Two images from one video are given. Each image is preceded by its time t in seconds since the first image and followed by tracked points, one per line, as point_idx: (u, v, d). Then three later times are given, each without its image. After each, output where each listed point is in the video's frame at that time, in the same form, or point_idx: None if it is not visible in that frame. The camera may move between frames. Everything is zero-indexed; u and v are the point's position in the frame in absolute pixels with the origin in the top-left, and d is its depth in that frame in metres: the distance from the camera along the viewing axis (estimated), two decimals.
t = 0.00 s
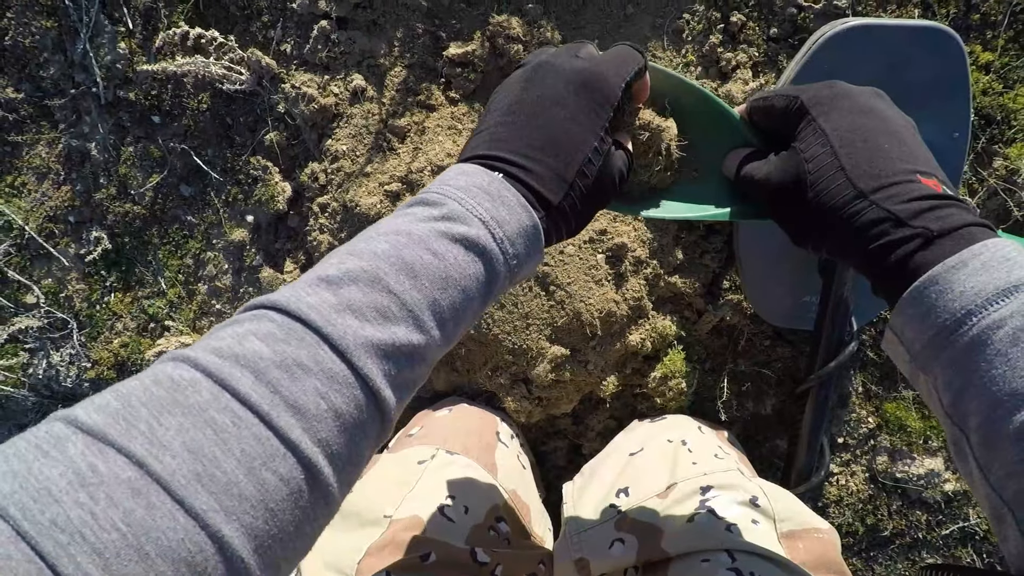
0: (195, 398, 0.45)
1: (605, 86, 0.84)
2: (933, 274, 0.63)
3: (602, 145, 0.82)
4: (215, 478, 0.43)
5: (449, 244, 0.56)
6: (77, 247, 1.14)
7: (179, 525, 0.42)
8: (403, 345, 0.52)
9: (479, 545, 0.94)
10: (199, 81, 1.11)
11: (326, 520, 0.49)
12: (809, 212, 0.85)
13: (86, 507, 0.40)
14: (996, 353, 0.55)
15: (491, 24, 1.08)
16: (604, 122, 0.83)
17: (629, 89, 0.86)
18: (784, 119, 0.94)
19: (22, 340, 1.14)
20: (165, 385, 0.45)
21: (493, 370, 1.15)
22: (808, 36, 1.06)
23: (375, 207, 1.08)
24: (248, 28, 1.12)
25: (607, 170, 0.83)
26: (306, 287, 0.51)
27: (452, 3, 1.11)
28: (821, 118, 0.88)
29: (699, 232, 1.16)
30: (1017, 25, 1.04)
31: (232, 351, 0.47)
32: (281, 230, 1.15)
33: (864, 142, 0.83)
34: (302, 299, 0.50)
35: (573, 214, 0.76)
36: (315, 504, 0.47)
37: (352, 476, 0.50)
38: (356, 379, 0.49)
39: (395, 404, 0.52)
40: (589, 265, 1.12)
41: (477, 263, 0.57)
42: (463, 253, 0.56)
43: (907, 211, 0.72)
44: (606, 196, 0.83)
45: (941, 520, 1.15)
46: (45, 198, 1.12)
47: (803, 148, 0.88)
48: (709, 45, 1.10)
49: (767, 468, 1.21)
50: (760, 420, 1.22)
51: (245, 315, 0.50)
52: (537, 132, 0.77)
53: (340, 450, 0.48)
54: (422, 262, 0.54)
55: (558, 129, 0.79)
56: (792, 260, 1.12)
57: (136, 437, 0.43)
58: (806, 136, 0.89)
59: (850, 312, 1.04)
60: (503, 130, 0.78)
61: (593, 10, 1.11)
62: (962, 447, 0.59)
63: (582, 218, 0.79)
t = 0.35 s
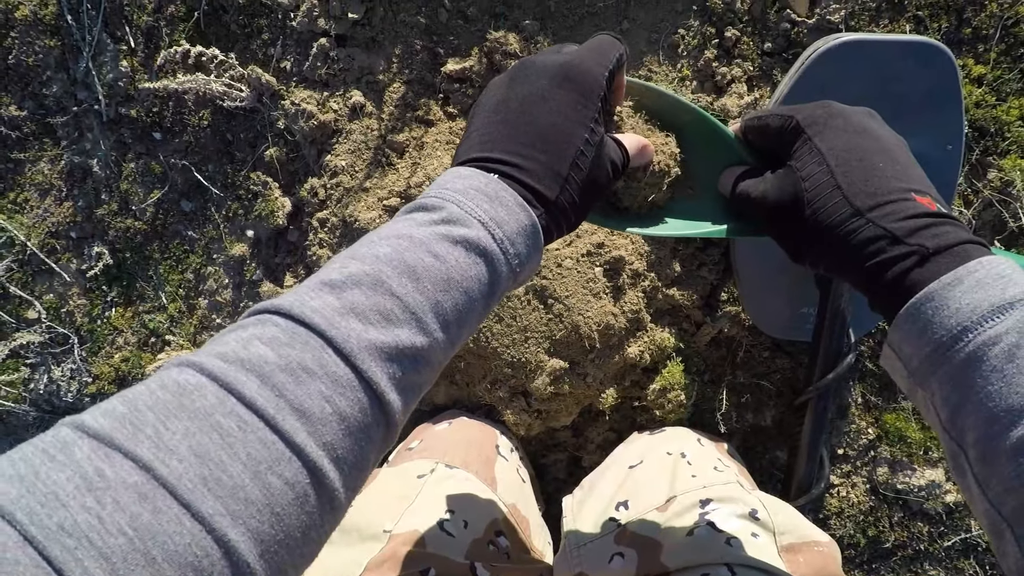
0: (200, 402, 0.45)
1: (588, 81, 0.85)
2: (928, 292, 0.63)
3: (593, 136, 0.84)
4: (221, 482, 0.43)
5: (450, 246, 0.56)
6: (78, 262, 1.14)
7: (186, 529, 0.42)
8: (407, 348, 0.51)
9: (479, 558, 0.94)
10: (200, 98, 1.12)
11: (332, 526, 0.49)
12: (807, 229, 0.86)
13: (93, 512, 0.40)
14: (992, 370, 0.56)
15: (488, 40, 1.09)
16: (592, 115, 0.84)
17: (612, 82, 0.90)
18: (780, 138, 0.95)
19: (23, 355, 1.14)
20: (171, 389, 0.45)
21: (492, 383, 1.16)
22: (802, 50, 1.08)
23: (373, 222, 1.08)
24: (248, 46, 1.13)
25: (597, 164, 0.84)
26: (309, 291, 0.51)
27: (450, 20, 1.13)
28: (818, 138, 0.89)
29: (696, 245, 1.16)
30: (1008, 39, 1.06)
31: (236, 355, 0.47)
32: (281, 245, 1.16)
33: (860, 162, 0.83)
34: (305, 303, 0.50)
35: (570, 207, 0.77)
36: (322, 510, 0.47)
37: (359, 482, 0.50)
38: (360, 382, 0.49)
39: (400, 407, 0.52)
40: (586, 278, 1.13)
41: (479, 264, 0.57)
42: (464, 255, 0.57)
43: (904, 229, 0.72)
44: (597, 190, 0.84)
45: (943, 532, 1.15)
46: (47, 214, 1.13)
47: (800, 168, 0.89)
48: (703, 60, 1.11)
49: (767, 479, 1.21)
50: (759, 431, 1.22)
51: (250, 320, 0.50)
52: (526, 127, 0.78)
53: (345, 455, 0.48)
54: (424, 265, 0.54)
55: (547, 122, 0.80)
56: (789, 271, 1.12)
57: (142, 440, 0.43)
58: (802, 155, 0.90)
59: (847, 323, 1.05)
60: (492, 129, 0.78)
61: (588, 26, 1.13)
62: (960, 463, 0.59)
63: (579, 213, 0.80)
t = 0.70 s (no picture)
0: (167, 418, 0.45)
1: (570, 55, 0.84)
2: (939, 282, 0.62)
3: (580, 111, 0.81)
4: (185, 499, 0.43)
5: (421, 234, 0.57)
6: (76, 272, 1.15)
7: (148, 548, 0.42)
8: (380, 343, 0.51)
9: (477, 563, 0.93)
10: (195, 107, 1.12)
11: (320, 542, 0.49)
12: (819, 224, 0.84)
13: (52, 536, 0.41)
14: (999, 359, 0.56)
15: (483, 45, 1.10)
16: (577, 85, 0.82)
17: (603, 62, 0.86)
18: (791, 132, 0.93)
19: (22, 366, 1.15)
20: (140, 406, 0.46)
21: (490, 388, 1.16)
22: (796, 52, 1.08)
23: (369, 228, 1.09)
24: (243, 54, 1.14)
25: (592, 132, 0.81)
26: (283, 298, 0.52)
27: (444, 25, 1.13)
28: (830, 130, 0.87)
29: (693, 247, 1.17)
30: (1004, 38, 1.05)
31: (207, 367, 0.47)
32: (278, 252, 1.16)
33: (873, 155, 0.82)
34: (277, 308, 0.50)
35: (559, 176, 0.74)
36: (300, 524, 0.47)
37: (346, 497, 0.50)
38: (332, 385, 0.49)
39: (383, 411, 0.51)
40: (583, 281, 1.13)
41: (454, 252, 0.57)
42: (435, 244, 0.57)
43: (917, 221, 0.71)
44: (599, 159, 0.80)
45: (945, 534, 1.14)
46: (45, 225, 1.14)
47: (811, 158, 0.87)
48: (698, 62, 1.11)
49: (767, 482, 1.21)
50: (759, 433, 1.22)
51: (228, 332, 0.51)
52: (507, 107, 0.78)
53: (322, 464, 0.48)
54: (392, 256, 0.55)
55: (528, 101, 0.79)
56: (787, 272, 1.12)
57: (105, 459, 0.43)
58: (813, 148, 0.88)
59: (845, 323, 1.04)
60: (482, 114, 0.79)
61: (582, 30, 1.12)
62: (966, 453, 0.59)
63: (575, 186, 0.77)
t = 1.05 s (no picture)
0: (113, 439, 0.46)
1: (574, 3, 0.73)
2: (962, 274, 0.63)
3: (585, 64, 0.71)
4: (132, 531, 0.44)
5: (393, 219, 0.53)
6: (79, 275, 1.16)
7: None
8: (346, 351, 0.49)
9: (479, 562, 0.93)
10: (197, 110, 1.13)
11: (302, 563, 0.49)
12: (848, 225, 0.84)
13: None
14: (1016, 343, 0.55)
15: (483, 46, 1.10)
16: (584, 38, 0.72)
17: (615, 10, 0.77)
18: (819, 137, 0.92)
19: (25, 369, 1.15)
20: (90, 426, 0.46)
21: (492, 389, 1.16)
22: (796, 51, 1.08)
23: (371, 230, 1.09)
24: (244, 57, 1.14)
25: (604, 93, 0.71)
26: (246, 301, 0.51)
27: (444, 27, 1.13)
28: (857, 130, 0.87)
29: (694, 247, 1.16)
30: (1005, 37, 1.05)
31: (158, 382, 0.47)
32: (281, 254, 1.16)
33: (899, 155, 0.82)
34: (237, 313, 0.49)
35: (560, 144, 0.66)
36: (269, 548, 0.47)
37: (326, 514, 0.50)
38: (295, 398, 0.48)
39: (359, 424, 0.50)
40: (585, 281, 1.13)
41: (432, 241, 0.53)
42: (408, 235, 0.53)
43: (943, 218, 0.72)
44: (610, 123, 0.71)
45: (948, 534, 1.14)
46: (48, 228, 1.14)
47: (838, 158, 0.87)
48: (699, 62, 1.11)
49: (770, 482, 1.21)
50: (761, 433, 1.22)
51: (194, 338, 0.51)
52: (502, 59, 0.68)
53: (289, 484, 0.47)
54: (361, 252, 0.52)
55: (525, 54, 0.69)
56: (788, 272, 1.11)
57: (48, 486, 0.45)
58: (842, 149, 0.87)
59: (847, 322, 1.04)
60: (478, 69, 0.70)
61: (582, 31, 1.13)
62: (983, 436, 0.59)
63: (581, 155, 0.68)
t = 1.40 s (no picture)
0: (149, 420, 0.46)
1: None
2: (976, 244, 0.64)
3: (619, 48, 0.70)
4: (169, 512, 0.44)
5: (423, 200, 0.53)
6: (79, 276, 1.16)
7: (130, 563, 0.43)
8: (377, 334, 0.50)
9: (479, 560, 0.93)
10: (195, 109, 1.13)
11: (334, 550, 0.49)
12: (861, 199, 0.82)
13: (32, 550, 0.43)
14: None
15: (480, 43, 1.10)
16: (620, 24, 0.72)
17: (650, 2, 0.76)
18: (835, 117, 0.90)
19: (26, 370, 1.16)
20: (126, 408, 0.47)
21: (491, 386, 1.16)
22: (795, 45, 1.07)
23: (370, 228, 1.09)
24: (241, 56, 1.14)
25: (639, 77, 0.70)
26: (279, 284, 0.51)
27: (441, 24, 1.13)
28: (874, 108, 0.86)
29: (694, 242, 1.16)
30: (1005, 29, 1.05)
31: (194, 364, 0.47)
32: (279, 253, 1.16)
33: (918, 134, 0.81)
34: (270, 296, 0.50)
35: (593, 126, 0.64)
36: (301, 534, 0.47)
37: (358, 500, 0.49)
38: (328, 380, 0.48)
39: (389, 408, 0.50)
40: (583, 277, 1.12)
41: (462, 222, 0.53)
42: (438, 216, 0.53)
43: (963, 191, 0.71)
44: (644, 108, 0.69)
45: (951, 530, 1.13)
46: (48, 229, 1.15)
47: (855, 135, 0.85)
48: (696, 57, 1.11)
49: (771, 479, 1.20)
50: (762, 429, 1.21)
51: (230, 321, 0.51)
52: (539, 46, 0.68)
53: (322, 469, 0.47)
54: (390, 234, 0.52)
55: (562, 40, 0.68)
56: (786, 267, 1.10)
57: (86, 467, 0.45)
58: (858, 126, 0.86)
59: (847, 317, 1.03)
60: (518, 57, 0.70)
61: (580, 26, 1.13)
62: (991, 405, 0.61)
63: (615, 138, 0.66)
